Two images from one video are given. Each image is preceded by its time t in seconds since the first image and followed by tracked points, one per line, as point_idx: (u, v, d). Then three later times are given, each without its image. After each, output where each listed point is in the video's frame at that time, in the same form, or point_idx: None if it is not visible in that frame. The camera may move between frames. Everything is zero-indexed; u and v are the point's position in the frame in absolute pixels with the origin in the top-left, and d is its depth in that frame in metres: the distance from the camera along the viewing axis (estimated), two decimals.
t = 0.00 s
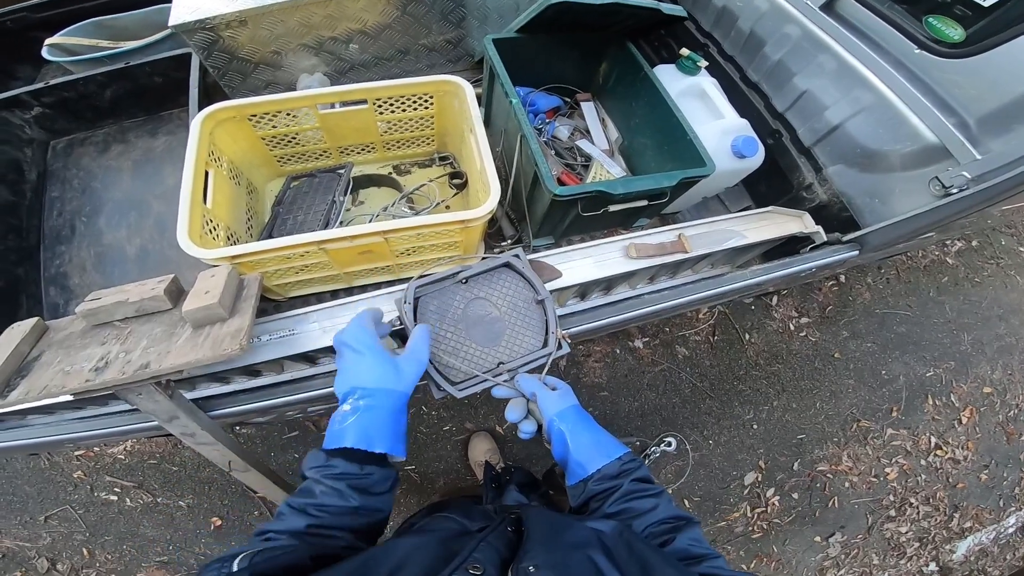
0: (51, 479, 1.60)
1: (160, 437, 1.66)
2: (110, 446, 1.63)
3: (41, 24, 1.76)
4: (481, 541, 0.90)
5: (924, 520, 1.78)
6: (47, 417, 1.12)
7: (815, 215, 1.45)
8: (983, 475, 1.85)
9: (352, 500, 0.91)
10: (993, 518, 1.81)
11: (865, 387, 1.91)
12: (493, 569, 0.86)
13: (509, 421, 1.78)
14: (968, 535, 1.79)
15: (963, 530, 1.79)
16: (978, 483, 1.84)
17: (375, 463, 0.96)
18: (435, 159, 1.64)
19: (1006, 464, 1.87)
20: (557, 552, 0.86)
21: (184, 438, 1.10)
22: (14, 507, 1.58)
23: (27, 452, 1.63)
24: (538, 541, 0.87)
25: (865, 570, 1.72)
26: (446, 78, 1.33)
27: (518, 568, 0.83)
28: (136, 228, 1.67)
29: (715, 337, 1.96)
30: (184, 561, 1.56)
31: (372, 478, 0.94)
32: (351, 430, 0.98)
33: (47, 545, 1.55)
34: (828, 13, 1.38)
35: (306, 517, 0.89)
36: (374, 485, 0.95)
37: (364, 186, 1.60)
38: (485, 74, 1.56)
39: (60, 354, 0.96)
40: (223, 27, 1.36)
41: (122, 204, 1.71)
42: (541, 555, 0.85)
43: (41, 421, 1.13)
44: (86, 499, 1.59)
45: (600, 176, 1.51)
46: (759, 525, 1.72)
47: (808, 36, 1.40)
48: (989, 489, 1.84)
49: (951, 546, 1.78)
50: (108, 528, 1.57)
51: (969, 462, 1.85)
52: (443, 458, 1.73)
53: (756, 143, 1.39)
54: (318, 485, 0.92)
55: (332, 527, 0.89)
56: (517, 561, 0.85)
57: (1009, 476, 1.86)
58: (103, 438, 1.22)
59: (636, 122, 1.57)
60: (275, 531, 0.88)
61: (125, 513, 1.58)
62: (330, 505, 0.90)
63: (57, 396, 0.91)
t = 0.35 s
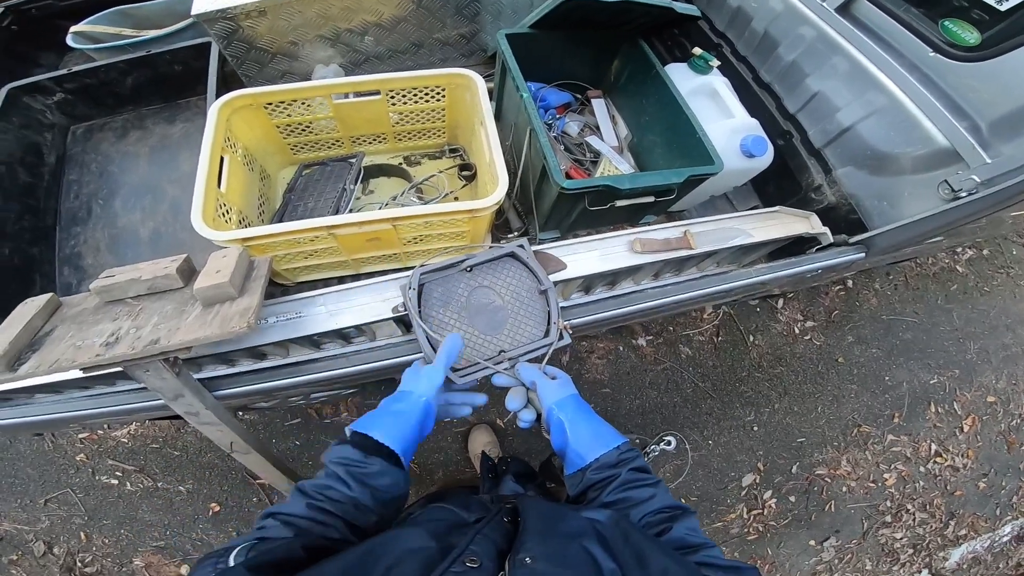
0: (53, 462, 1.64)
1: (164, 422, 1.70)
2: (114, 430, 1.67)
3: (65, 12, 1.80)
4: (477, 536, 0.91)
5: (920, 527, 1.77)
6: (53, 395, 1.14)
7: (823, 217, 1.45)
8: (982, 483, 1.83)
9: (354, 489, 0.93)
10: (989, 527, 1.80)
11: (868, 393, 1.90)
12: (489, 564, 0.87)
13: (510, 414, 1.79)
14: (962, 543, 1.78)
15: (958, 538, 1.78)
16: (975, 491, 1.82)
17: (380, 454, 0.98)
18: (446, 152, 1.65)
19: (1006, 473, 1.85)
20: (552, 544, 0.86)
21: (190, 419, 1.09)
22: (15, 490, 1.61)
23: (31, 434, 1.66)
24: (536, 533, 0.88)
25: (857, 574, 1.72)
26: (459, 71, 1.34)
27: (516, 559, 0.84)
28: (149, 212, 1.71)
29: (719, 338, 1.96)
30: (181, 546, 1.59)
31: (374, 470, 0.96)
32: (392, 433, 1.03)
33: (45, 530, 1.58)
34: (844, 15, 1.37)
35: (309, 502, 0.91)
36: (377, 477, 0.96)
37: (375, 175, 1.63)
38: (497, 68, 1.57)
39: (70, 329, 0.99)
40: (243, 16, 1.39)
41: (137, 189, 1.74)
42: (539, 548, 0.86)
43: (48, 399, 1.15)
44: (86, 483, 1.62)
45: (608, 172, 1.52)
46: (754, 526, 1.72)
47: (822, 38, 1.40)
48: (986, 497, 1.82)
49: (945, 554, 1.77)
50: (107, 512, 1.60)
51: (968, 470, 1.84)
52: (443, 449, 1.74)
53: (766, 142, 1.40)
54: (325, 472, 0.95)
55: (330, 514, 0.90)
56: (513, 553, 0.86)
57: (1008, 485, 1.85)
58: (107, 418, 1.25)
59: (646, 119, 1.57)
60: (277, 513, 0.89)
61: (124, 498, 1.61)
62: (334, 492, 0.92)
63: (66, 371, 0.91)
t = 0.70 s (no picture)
0: (53, 443, 1.66)
1: (165, 406, 1.72)
2: (115, 413, 1.70)
3: None
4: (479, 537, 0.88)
5: (914, 537, 1.73)
6: (57, 374, 1.15)
7: (837, 224, 1.43)
8: (980, 496, 1.79)
9: (372, 479, 0.94)
10: (983, 539, 1.76)
11: (871, 403, 1.87)
12: (493, 564, 0.84)
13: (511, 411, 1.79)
14: (955, 555, 1.73)
15: (951, 550, 1.73)
16: (972, 504, 1.78)
17: (399, 445, 0.98)
18: (457, 145, 1.65)
19: (1005, 486, 1.81)
20: (557, 542, 0.86)
21: (189, 403, 1.09)
22: (14, 472, 1.63)
23: (33, 416, 1.69)
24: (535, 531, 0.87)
25: None
26: (473, 64, 1.33)
27: (517, 561, 0.82)
28: (162, 196, 1.72)
29: (725, 343, 1.94)
30: (174, 532, 1.60)
31: (392, 460, 0.96)
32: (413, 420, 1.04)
33: (39, 512, 1.59)
34: (870, 20, 1.34)
35: (325, 490, 0.91)
36: (393, 467, 0.96)
37: (385, 166, 1.63)
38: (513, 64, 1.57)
39: (76, 307, 0.99)
40: (262, 4, 1.40)
41: (151, 173, 1.76)
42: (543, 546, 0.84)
43: (51, 378, 1.16)
44: (84, 466, 1.64)
45: (620, 171, 1.50)
46: (749, 533, 1.70)
47: (845, 42, 1.38)
48: (982, 510, 1.78)
49: (936, 565, 1.72)
50: (102, 496, 1.62)
51: (967, 483, 1.80)
52: (442, 443, 1.74)
53: (781, 146, 1.37)
54: (342, 459, 0.96)
55: (344, 505, 0.91)
56: (517, 554, 0.84)
57: (1005, 498, 1.81)
58: (109, 400, 1.26)
59: (661, 119, 1.56)
60: (292, 500, 0.90)
61: (120, 482, 1.63)
62: (351, 482, 0.93)
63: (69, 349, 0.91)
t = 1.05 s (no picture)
0: (58, 424, 1.69)
1: (169, 390, 1.75)
2: (120, 395, 1.73)
3: None
4: (472, 533, 0.87)
5: (910, 549, 1.70)
6: (63, 351, 1.17)
7: (846, 228, 1.41)
8: (980, 509, 1.75)
9: (374, 466, 0.94)
10: (980, 553, 1.71)
11: (876, 413, 1.84)
12: (487, 561, 0.83)
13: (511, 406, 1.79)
14: (951, 569, 1.68)
15: (948, 563, 1.68)
16: (972, 517, 1.74)
17: (399, 432, 0.99)
18: (465, 138, 1.65)
19: (1006, 500, 1.77)
20: (551, 540, 0.84)
21: (185, 381, 1.09)
22: (17, 452, 1.66)
23: (39, 396, 1.72)
24: (528, 528, 0.86)
25: None
26: (481, 58, 1.34)
27: (511, 557, 0.81)
28: (174, 181, 1.74)
29: (729, 347, 1.92)
30: (169, 516, 1.61)
31: (393, 446, 0.97)
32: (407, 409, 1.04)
33: (38, 494, 1.62)
34: (888, 21, 1.33)
35: (326, 477, 0.92)
36: (393, 455, 0.97)
37: (393, 157, 1.63)
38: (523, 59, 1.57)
39: (81, 284, 1.01)
40: None
41: (166, 158, 1.78)
42: (538, 544, 0.83)
43: (57, 355, 1.19)
44: (86, 447, 1.67)
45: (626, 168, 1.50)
46: (744, 539, 1.67)
47: (861, 44, 1.36)
48: (982, 523, 1.74)
49: None
50: (102, 478, 1.64)
51: (968, 495, 1.76)
52: (440, 436, 1.75)
53: (791, 147, 1.36)
54: (342, 446, 0.96)
55: (345, 492, 0.91)
56: (511, 550, 0.83)
57: (1006, 511, 1.76)
58: (112, 379, 1.28)
59: (670, 118, 1.55)
60: (292, 488, 0.90)
61: (121, 464, 1.66)
62: (352, 469, 0.93)
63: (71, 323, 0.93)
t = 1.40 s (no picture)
0: (66, 407, 1.72)
1: (175, 375, 1.77)
2: (128, 378, 1.76)
3: None
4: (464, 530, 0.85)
5: (909, 559, 1.66)
6: (69, 332, 1.20)
7: (853, 230, 1.38)
8: (984, 520, 1.71)
9: (369, 455, 0.94)
10: (980, 565, 1.68)
11: (883, 421, 1.81)
12: (480, 558, 0.82)
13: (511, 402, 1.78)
14: None
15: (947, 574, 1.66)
16: (975, 528, 1.70)
17: (393, 420, 0.99)
18: (469, 132, 1.65)
19: (1012, 513, 1.72)
20: (543, 541, 0.81)
21: (178, 362, 1.10)
22: (25, 433, 1.69)
23: (49, 378, 1.75)
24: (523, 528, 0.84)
25: None
26: (482, 52, 1.33)
27: (505, 556, 0.79)
28: (185, 170, 1.77)
29: (735, 349, 1.89)
30: (168, 501, 1.63)
31: (388, 434, 0.97)
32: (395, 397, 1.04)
33: (44, 475, 1.65)
34: (901, 19, 1.30)
35: (323, 468, 0.92)
36: (388, 443, 0.97)
37: (396, 149, 1.64)
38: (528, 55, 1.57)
39: (83, 265, 1.02)
40: None
41: (178, 147, 1.81)
42: (529, 543, 0.81)
43: (62, 336, 1.21)
44: (92, 430, 1.70)
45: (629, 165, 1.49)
46: (740, 543, 1.65)
47: (874, 42, 1.33)
48: (985, 534, 1.70)
49: None
50: (106, 461, 1.67)
51: (973, 506, 1.72)
52: (438, 430, 1.75)
53: (796, 145, 1.35)
54: (337, 437, 0.96)
55: (343, 483, 0.91)
56: (503, 549, 0.81)
57: (1010, 524, 1.72)
58: (116, 361, 1.29)
59: (675, 114, 1.54)
60: (290, 480, 0.90)
61: (125, 448, 1.69)
62: (348, 459, 0.93)
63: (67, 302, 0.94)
